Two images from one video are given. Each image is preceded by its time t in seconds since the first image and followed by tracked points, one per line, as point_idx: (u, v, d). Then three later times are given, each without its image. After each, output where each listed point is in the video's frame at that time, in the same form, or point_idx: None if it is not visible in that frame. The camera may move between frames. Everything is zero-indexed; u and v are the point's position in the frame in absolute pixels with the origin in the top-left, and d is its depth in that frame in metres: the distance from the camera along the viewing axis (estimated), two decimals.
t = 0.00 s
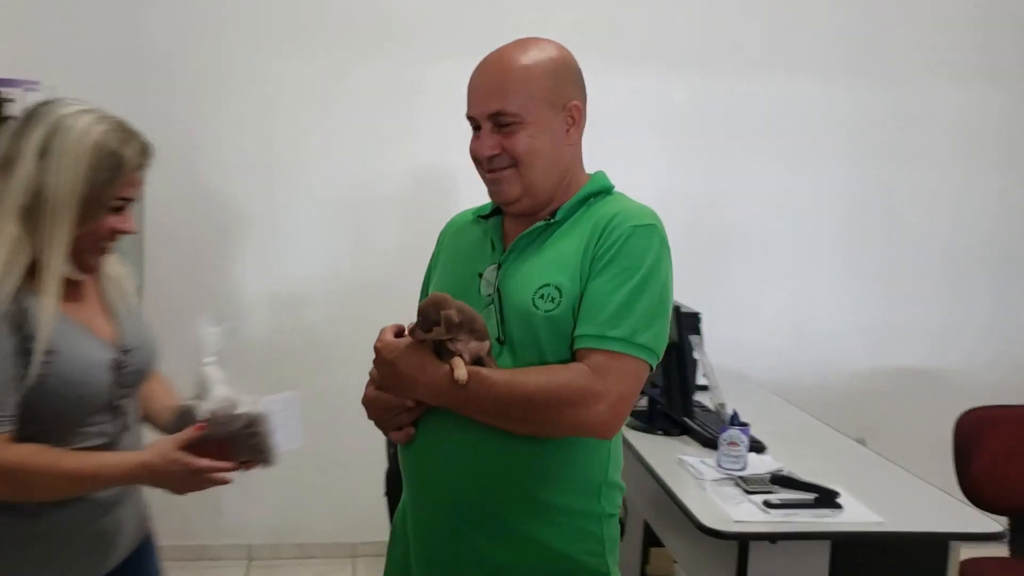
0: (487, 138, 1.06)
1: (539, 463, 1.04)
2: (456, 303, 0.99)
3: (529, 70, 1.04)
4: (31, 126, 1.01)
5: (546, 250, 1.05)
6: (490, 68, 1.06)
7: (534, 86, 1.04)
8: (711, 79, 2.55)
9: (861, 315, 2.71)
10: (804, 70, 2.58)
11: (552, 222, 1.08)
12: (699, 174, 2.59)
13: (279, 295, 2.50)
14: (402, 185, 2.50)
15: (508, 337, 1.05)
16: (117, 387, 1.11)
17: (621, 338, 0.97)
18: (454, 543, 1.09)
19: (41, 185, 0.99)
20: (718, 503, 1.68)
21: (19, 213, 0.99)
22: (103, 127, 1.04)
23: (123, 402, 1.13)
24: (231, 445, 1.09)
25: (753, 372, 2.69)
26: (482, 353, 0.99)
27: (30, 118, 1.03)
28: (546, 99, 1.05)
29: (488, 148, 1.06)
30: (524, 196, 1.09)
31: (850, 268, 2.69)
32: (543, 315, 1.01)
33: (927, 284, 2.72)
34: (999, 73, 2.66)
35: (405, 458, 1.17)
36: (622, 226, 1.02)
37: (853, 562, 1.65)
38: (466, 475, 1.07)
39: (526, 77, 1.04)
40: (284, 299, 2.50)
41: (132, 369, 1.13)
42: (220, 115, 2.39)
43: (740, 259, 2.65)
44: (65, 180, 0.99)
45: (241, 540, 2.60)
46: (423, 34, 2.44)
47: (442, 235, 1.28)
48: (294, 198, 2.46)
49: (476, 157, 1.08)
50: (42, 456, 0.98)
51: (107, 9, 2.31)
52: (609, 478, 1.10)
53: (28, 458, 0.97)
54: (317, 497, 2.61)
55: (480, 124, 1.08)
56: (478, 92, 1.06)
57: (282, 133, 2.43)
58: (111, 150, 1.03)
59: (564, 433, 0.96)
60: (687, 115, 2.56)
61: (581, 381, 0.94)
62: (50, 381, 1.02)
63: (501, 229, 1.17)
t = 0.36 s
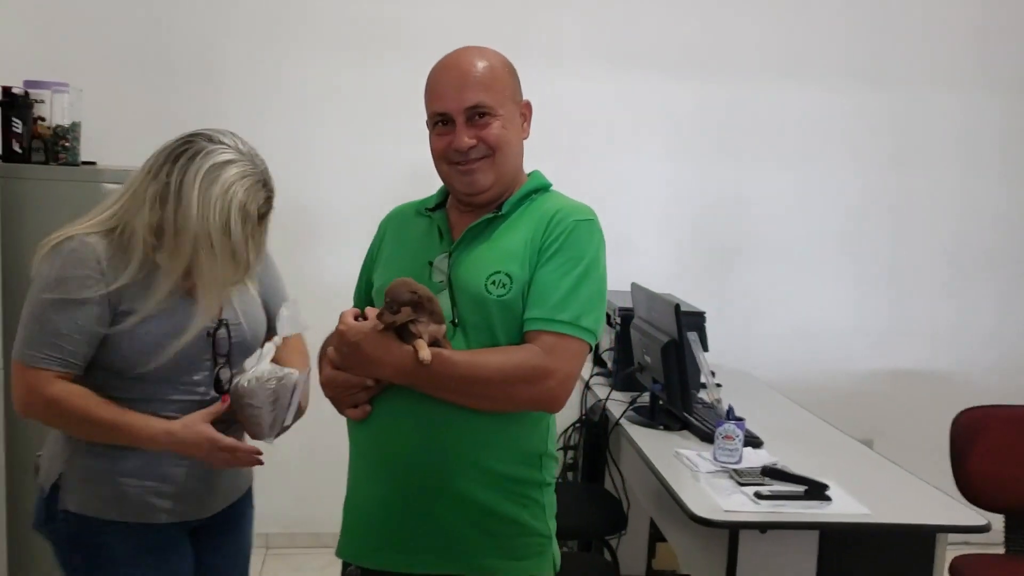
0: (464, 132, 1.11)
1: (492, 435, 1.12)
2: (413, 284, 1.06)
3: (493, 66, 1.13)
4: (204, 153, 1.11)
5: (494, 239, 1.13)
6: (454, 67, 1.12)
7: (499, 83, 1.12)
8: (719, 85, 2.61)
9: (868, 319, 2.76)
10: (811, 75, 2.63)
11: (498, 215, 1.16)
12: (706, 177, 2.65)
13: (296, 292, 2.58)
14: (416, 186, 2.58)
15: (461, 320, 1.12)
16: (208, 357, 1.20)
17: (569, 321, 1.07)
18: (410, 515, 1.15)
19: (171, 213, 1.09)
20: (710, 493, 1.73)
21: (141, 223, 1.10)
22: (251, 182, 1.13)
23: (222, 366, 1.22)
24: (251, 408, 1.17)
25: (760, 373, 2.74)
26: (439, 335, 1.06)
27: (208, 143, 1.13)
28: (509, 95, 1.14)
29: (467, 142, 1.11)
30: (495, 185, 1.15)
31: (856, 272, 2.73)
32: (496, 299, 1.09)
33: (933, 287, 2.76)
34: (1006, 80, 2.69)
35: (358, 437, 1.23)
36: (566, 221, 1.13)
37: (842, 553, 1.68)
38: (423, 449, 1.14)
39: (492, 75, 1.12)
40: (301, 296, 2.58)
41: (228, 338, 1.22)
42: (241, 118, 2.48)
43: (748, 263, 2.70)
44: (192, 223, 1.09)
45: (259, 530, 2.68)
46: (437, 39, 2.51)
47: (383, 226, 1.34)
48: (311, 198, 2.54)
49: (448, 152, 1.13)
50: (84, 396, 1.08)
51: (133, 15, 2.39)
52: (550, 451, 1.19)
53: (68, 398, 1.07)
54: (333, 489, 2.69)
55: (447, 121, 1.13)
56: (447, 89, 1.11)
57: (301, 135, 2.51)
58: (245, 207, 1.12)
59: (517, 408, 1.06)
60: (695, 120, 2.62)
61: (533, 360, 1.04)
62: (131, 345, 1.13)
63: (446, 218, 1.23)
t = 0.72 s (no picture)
0: (464, 166, 1.14)
1: (501, 463, 1.12)
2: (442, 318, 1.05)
3: (490, 102, 1.15)
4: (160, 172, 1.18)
5: (502, 267, 1.16)
6: (452, 103, 1.14)
7: (496, 117, 1.15)
8: (735, 114, 2.62)
9: (883, 348, 2.75)
10: (827, 105, 2.64)
11: (503, 243, 1.19)
12: (721, 206, 2.66)
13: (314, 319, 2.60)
14: (434, 213, 2.60)
15: (473, 347, 1.15)
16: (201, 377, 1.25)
17: (578, 342, 1.09)
18: (426, 543, 1.16)
19: (131, 230, 1.16)
20: (723, 522, 1.73)
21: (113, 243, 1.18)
22: (201, 188, 1.17)
23: (213, 382, 1.26)
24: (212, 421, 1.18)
25: (775, 401, 2.74)
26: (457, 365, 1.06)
27: (169, 160, 1.19)
28: (506, 128, 1.16)
29: (468, 174, 1.13)
30: (496, 214, 1.18)
31: (871, 302, 2.73)
32: (507, 325, 1.11)
33: (951, 316, 2.75)
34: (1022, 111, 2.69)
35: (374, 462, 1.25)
36: (569, 245, 1.16)
37: None
38: (435, 478, 1.15)
39: (489, 109, 1.15)
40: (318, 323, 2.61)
41: (218, 356, 1.26)
42: (262, 146, 2.51)
43: (762, 292, 2.70)
44: (144, 237, 1.15)
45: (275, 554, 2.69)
46: (456, 69, 2.54)
47: (394, 260, 1.38)
48: (330, 225, 2.57)
49: (449, 184, 1.15)
50: (68, 406, 1.17)
51: (157, 45, 2.44)
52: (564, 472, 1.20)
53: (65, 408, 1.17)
54: (349, 515, 2.70)
55: (448, 155, 1.15)
56: (446, 124, 1.14)
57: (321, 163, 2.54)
58: (197, 214, 1.16)
59: (533, 431, 1.07)
60: (710, 149, 2.63)
61: (546, 383, 1.05)
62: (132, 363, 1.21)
63: (454, 249, 1.27)
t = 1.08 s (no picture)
0: (487, 186, 1.16)
1: (518, 466, 1.14)
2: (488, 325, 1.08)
3: (513, 125, 1.17)
4: (212, 191, 1.24)
5: (526, 280, 1.18)
6: (477, 125, 1.17)
7: (520, 137, 1.17)
8: (758, 129, 2.64)
9: (907, 364, 2.74)
10: (849, 119, 2.65)
11: (527, 258, 1.21)
12: (743, 221, 2.67)
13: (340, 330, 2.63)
14: (459, 226, 2.62)
15: (496, 358, 1.17)
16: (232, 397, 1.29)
17: (599, 352, 1.10)
18: (444, 542, 1.19)
19: (182, 246, 1.23)
20: (744, 536, 1.74)
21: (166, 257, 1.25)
22: (244, 211, 1.22)
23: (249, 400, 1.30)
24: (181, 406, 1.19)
25: (797, 416, 2.74)
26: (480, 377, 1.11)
27: (220, 180, 1.25)
28: (529, 148, 1.19)
29: (491, 194, 1.16)
30: (520, 233, 1.20)
31: (896, 317, 2.73)
32: (529, 335, 1.13)
33: (975, 332, 2.74)
34: None
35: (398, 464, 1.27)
36: (592, 258, 1.18)
37: None
38: (455, 478, 1.17)
39: (513, 130, 1.17)
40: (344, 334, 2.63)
41: (252, 373, 1.30)
42: (290, 159, 2.55)
43: (786, 306, 2.71)
44: (193, 257, 1.21)
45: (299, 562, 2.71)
46: (482, 84, 2.57)
47: (422, 279, 1.40)
48: (356, 237, 2.60)
49: (474, 205, 1.18)
50: (83, 410, 1.25)
51: (190, 60, 2.49)
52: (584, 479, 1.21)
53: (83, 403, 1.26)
54: (372, 524, 2.72)
55: (473, 177, 1.18)
56: (471, 147, 1.17)
57: (347, 176, 2.57)
58: (244, 238, 1.22)
59: (554, 438, 1.08)
60: (733, 163, 2.65)
61: (568, 390, 1.07)
62: (170, 368, 1.28)
63: (480, 265, 1.30)
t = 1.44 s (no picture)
0: (488, 187, 1.17)
1: (522, 459, 1.18)
2: (485, 322, 1.12)
3: (515, 127, 1.18)
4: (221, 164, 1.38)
5: (528, 279, 1.19)
6: (480, 126, 1.18)
7: (522, 139, 1.18)
8: (770, 132, 2.63)
9: (921, 366, 2.73)
10: (862, 122, 2.64)
11: (530, 258, 1.22)
12: (754, 224, 2.67)
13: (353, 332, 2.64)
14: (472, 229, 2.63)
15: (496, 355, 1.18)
16: (251, 374, 1.33)
17: (601, 351, 1.12)
18: (448, 536, 1.22)
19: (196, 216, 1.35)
20: (758, 537, 1.73)
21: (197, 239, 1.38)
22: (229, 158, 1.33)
23: (265, 383, 1.32)
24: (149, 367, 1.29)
25: (810, 419, 2.74)
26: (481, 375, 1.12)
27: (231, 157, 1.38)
28: (532, 150, 1.19)
29: (491, 196, 1.17)
30: (520, 234, 1.21)
31: (909, 320, 2.72)
32: (530, 334, 1.14)
33: (989, 335, 2.73)
34: None
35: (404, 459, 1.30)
36: (593, 258, 1.19)
37: None
38: (461, 472, 1.21)
39: (515, 132, 1.18)
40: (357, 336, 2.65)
41: (271, 356, 1.32)
42: (303, 163, 2.56)
43: (798, 308, 2.70)
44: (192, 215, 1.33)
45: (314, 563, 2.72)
46: (494, 88, 2.57)
47: (426, 277, 1.41)
48: (369, 240, 2.61)
49: (475, 206, 1.19)
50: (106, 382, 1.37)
51: (203, 65, 2.51)
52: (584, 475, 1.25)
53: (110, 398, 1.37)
54: (386, 525, 2.72)
55: (474, 178, 1.19)
56: (473, 149, 1.18)
57: (360, 179, 2.58)
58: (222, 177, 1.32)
59: (557, 435, 1.10)
60: (744, 166, 2.64)
61: (569, 387, 1.09)
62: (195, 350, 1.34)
63: (483, 265, 1.31)
